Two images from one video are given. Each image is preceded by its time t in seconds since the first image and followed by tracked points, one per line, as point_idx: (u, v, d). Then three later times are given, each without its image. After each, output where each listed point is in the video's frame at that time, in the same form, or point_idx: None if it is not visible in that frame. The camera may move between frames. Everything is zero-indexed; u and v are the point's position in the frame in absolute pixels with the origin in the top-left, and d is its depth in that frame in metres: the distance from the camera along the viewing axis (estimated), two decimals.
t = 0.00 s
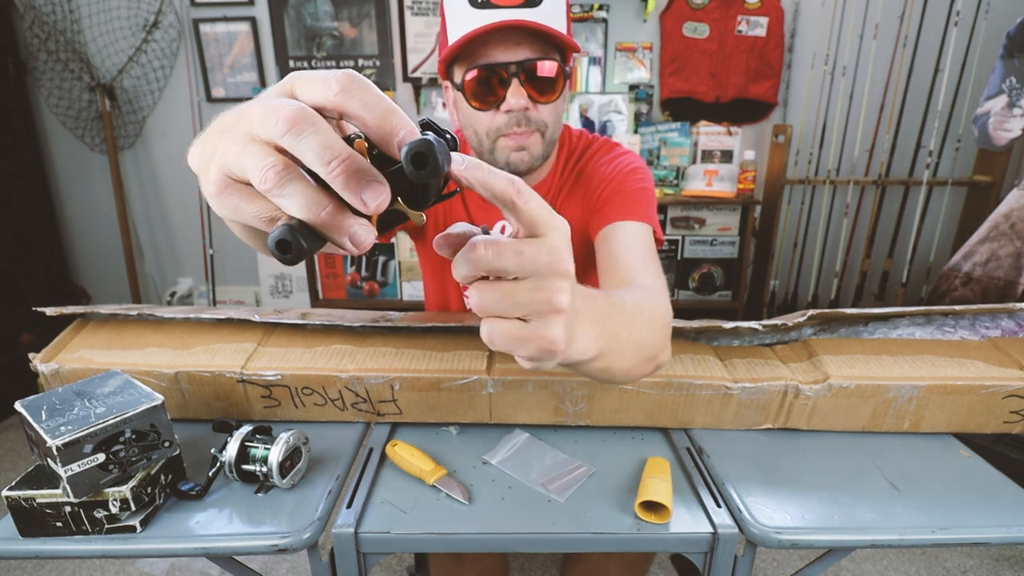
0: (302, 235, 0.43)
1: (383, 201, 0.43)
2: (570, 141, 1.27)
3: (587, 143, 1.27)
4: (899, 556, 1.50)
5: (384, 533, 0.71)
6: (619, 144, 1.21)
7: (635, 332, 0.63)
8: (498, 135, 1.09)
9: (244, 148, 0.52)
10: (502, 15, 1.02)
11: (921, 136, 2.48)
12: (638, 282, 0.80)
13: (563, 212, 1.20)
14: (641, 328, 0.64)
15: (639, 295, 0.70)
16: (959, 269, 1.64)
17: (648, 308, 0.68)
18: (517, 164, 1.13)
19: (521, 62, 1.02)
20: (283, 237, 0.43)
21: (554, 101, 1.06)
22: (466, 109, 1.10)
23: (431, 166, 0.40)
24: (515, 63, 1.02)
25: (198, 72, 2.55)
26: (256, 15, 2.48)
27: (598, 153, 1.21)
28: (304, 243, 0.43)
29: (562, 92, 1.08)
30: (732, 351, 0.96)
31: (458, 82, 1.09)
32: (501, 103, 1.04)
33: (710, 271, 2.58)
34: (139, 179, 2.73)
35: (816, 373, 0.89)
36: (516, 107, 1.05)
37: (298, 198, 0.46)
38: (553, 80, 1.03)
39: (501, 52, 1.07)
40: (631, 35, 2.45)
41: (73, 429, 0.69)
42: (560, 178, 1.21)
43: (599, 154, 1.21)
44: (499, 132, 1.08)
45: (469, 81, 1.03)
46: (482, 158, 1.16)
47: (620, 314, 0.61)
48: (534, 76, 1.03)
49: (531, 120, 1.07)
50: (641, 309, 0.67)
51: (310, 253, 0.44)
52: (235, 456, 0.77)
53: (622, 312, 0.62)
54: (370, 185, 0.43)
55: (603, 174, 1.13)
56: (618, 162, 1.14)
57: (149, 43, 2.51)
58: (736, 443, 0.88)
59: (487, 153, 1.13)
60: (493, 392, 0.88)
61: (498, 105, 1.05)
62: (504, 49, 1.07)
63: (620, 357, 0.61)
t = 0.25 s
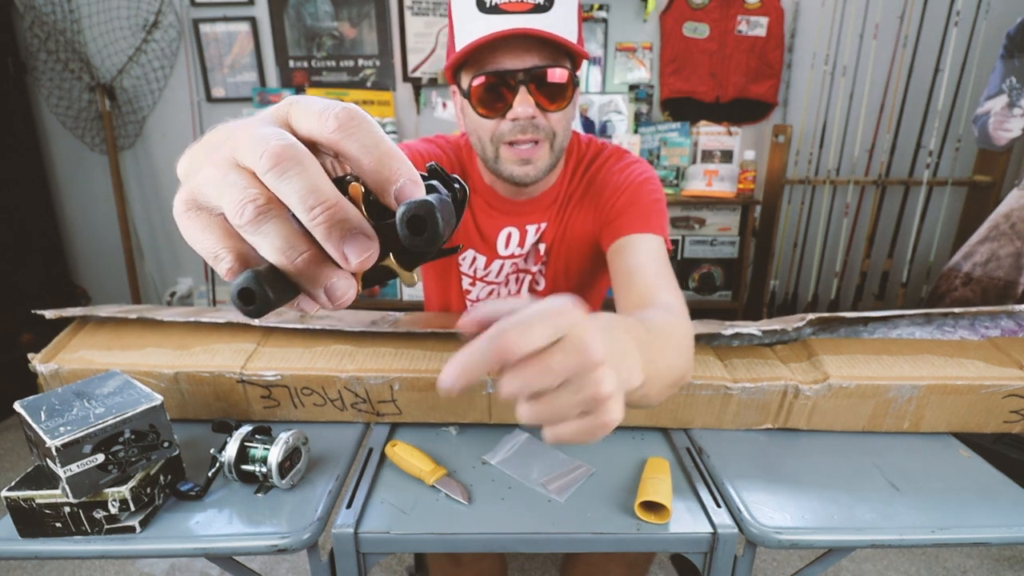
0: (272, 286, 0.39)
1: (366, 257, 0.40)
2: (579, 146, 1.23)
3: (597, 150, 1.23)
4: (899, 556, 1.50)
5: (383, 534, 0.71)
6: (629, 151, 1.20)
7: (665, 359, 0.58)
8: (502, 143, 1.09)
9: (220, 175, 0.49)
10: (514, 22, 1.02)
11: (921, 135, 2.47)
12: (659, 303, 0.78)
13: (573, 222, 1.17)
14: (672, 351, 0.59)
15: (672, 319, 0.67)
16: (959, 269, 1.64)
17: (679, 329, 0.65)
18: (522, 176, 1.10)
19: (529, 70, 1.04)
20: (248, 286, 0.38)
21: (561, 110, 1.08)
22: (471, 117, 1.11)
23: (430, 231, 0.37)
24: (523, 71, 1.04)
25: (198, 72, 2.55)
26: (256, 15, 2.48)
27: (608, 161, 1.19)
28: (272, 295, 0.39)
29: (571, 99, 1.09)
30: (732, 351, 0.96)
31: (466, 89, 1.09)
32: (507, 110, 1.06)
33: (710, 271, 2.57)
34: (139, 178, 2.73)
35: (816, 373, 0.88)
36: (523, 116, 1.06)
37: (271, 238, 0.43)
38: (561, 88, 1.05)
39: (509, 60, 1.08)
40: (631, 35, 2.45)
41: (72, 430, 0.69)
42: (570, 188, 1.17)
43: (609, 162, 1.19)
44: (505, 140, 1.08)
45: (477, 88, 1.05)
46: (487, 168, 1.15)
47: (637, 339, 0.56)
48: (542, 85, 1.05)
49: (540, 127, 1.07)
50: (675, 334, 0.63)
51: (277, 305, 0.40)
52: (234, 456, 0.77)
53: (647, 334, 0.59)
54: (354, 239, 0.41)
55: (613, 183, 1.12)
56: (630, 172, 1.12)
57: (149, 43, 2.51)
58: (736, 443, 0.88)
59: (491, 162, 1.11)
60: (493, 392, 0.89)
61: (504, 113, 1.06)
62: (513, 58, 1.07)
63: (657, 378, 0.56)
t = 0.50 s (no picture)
0: (239, 274, 0.34)
1: (350, 243, 0.35)
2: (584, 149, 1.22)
3: (602, 151, 1.22)
4: (899, 556, 1.50)
5: (384, 534, 0.71)
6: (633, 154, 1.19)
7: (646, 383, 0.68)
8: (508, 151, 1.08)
9: (209, 161, 0.45)
10: (519, 31, 1.03)
11: (921, 135, 2.47)
12: (659, 309, 0.80)
13: (580, 227, 1.17)
14: (654, 374, 0.69)
15: (661, 336, 0.74)
16: (960, 269, 1.64)
17: (664, 346, 0.72)
18: (528, 183, 1.10)
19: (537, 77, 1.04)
20: (210, 271, 0.33)
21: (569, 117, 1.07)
22: (477, 124, 1.11)
23: (438, 207, 0.30)
24: (530, 79, 1.04)
25: (198, 72, 2.55)
26: (256, 15, 2.48)
27: (612, 164, 1.18)
28: (239, 283, 0.33)
29: (579, 106, 1.09)
30: (732, 351, 0.96)
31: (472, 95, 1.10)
32: (514, 117, 1.05)
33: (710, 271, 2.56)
34: (139, 178, 2.73)
35: (816, 373, 0.89)
36: (530, 124, 1.05)
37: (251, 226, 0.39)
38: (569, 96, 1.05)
39: (516, 67, 1.07)
40: (631, 35, 2.45)
41: (73, 429, 0.69)
42: (576, 192, 1.16)
43: (614, 164, 1.18)
44: (512, 148, 1.08)
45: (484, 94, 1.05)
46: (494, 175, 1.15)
47: (609, 385, 0.67)
48: (550, 93, 1.05)
49: (547, 135, 1.07)
50: (657, 353, 0.71)
51: (245, 299, 0.35)
52: (235, 456, 0.77)
53: (622, 373, 0.68)
54: (337, 224, 0.35)
55: (618, 188, 1.11)
56: (635, 174, 1.12)
57: (149, 43, 2.51)
58: (736, 444, 0.88)
59: (496, 169, 1.11)
60: (493, 393, 0.88)
61: (511, 121, 1.06)
62: (520, 64, 1.07)
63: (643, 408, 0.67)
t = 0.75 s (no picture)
0: (224, 276, 0.32)
1: (347, 251, 0.33)
2: (584, 153, 1.22)
3: (600, 153, 1.22)
4: (899, 556, 1.50)
5: (383, 534, 0.71)
6: (632, 156, 1.19)
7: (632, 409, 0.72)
8: (508, 158, 1.09)
9: (203, 155, 0.44)
10: (517, 35, 1.03)
11: (921, 135, 2.47)
12: (643, 328, 0.82)
13: (577, 229, 1.17)
14: (640, 399, 0.73)
15: (641, 361, 0.76)
16: (960, 269, 1.64)
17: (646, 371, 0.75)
18: (527, 190, 1.11)
19: (537, 80, 1.04)
20: (190, 273, 0.31)
21: (569, 121, 1.08)
22: (476, 129, 1.11)
23: (456, 232, 0.29)
24: (529, 83, 1.04)
25: (198, 73, 2.56)
26: (256, 15, 2.48)
27: (610, 166, 1.18)
28: (224, 286, 0.31)
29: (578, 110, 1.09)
30: (732, 351, 0.96)
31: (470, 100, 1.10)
32: (513, 123, 1.05)
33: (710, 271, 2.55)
34: (139, 178, 2.73)
35: (816, 373, 0.89)
36: (529, 128, 1.05)
37: (243, 228, 0.38)
38: (570, 100, 1.06)
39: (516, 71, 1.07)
40: (631, 35, 2.45)
41: (72, 430, 0.69)
42: (574, 194, 1.16)
43: (612, 166, 1.18)
44: (511, 154, 1.08)
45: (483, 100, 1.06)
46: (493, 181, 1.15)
47: (599, 418, 0.71)
48: (549, 98, 1.05)
49: (546, 139, 1.07)
50: (641, 377, 0.74)
51: (230, 304, 0.32)
52: (234, 456, 0.77)
53: (610, 404, 0.72)
54: (334, 229, 0.34)
55: (615, 190, 1.11)
56: (633, 176, 1.12)
57: (150, 43, 2.51)
58: (736, 444, 0.88)
59: (495, 176, 1.12)
60: (493, 393, 0.88)
61: (509, 126, 1.06)
62: (518, 69, 1.06)
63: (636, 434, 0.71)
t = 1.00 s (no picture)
0: (206, 260, 0.31)
1: (330, 232, 0.31)
2: (581, 153, 1.22)
3: (598, 153, 1.22)
4: (899, 556, 1.50)
5: (383, 534, 0.71)
6: (628, 156, 1.19)
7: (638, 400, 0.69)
8: (504, 160, 1.10)
9: (196, 139, 0.44)
10: (512, 38, 1.03)
11: (921, 135, 2.47)
12: (650, 318, 0.81)
13: (575, 229, 1.17)
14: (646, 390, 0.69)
15: (648, 352, 0.74)
16: (960, 269, 1.64)
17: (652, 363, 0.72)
18: (524, 192, 1.12)
19: (532, 84, 1.03)
20: (170, 256, 0.30)
21: (565, 124, 1.07)
22: (472, 130, 1.11)
23: (433, 210, 0.26)
24: (525, 86, 1.04)
25: (198, 73, 2.56)
26: (256, 15, 2.48)
27: (607, 166, 1.18)
28: (205, 271, 0.30)
29: (574, 113, 1.09)
30: (732, 351, 0.96)
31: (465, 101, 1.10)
32: (509, 125, 1.05)
33: (710, 271, 2.55)
34: (139, 178, 2.73)
35: (816, 373, 0.88)
36: (524, 131, 1.05)
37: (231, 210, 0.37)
38: (565, 103, 1.05)
39: (511, 73, 1.07)
40: (631, 35, 2.45)
41: (72, 430, 0.69)
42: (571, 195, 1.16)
43: (608, 166, 1.18)
44: (508, 156, 1.09)
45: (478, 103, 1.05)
46: (489, 181, 1.16)
47: (605, 401, 0.67)
48: (545, 101, 1.05)
49: (541, 142, 1.07)
50: (645, 370, 0.71)
51: (213, 288, 0.31)
52: (234, 456, 0.77)
53: (616, 384, 0.69)
54: (318, 208, 0.32)
55: (611, 190, 1.11)
56: (628, 175, 1.12)
57: (149, 43, 2.51)
58: (736, 444, 0.88)
59: (493, 177, 1.14)
60: (493, 393, 0.88)
61: (505, 128, 1.06)
62: (514, 72, 1.07)
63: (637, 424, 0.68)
